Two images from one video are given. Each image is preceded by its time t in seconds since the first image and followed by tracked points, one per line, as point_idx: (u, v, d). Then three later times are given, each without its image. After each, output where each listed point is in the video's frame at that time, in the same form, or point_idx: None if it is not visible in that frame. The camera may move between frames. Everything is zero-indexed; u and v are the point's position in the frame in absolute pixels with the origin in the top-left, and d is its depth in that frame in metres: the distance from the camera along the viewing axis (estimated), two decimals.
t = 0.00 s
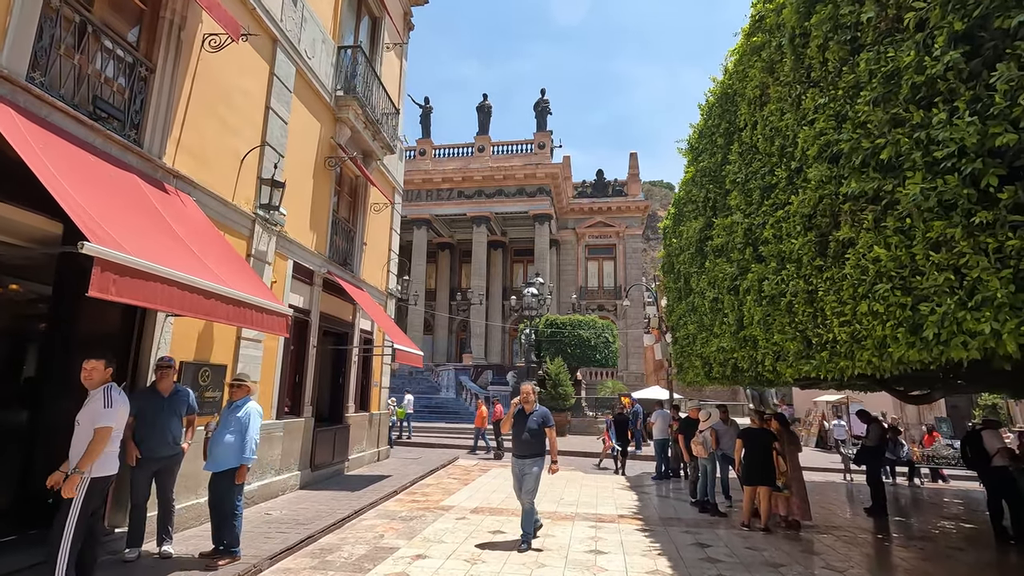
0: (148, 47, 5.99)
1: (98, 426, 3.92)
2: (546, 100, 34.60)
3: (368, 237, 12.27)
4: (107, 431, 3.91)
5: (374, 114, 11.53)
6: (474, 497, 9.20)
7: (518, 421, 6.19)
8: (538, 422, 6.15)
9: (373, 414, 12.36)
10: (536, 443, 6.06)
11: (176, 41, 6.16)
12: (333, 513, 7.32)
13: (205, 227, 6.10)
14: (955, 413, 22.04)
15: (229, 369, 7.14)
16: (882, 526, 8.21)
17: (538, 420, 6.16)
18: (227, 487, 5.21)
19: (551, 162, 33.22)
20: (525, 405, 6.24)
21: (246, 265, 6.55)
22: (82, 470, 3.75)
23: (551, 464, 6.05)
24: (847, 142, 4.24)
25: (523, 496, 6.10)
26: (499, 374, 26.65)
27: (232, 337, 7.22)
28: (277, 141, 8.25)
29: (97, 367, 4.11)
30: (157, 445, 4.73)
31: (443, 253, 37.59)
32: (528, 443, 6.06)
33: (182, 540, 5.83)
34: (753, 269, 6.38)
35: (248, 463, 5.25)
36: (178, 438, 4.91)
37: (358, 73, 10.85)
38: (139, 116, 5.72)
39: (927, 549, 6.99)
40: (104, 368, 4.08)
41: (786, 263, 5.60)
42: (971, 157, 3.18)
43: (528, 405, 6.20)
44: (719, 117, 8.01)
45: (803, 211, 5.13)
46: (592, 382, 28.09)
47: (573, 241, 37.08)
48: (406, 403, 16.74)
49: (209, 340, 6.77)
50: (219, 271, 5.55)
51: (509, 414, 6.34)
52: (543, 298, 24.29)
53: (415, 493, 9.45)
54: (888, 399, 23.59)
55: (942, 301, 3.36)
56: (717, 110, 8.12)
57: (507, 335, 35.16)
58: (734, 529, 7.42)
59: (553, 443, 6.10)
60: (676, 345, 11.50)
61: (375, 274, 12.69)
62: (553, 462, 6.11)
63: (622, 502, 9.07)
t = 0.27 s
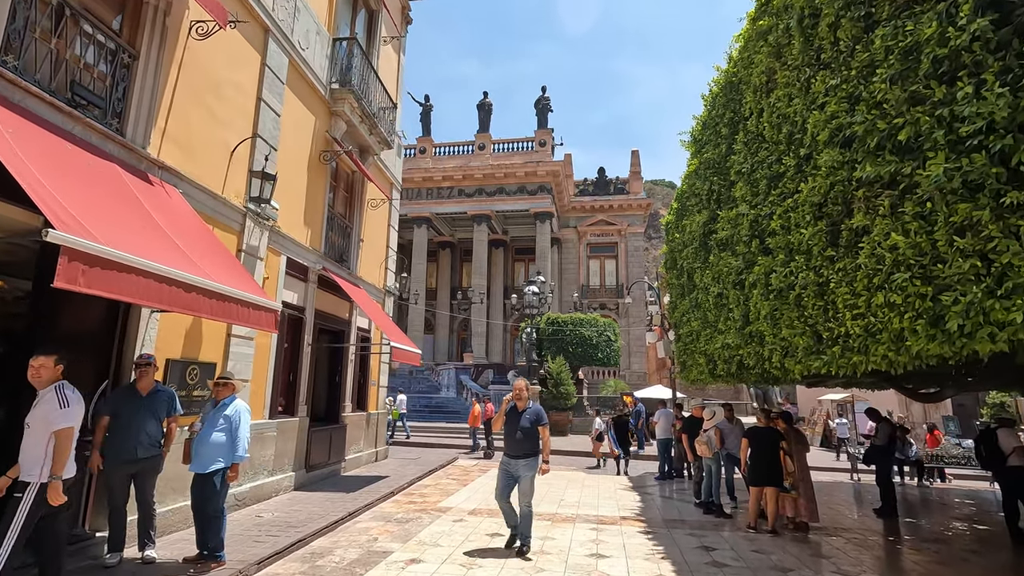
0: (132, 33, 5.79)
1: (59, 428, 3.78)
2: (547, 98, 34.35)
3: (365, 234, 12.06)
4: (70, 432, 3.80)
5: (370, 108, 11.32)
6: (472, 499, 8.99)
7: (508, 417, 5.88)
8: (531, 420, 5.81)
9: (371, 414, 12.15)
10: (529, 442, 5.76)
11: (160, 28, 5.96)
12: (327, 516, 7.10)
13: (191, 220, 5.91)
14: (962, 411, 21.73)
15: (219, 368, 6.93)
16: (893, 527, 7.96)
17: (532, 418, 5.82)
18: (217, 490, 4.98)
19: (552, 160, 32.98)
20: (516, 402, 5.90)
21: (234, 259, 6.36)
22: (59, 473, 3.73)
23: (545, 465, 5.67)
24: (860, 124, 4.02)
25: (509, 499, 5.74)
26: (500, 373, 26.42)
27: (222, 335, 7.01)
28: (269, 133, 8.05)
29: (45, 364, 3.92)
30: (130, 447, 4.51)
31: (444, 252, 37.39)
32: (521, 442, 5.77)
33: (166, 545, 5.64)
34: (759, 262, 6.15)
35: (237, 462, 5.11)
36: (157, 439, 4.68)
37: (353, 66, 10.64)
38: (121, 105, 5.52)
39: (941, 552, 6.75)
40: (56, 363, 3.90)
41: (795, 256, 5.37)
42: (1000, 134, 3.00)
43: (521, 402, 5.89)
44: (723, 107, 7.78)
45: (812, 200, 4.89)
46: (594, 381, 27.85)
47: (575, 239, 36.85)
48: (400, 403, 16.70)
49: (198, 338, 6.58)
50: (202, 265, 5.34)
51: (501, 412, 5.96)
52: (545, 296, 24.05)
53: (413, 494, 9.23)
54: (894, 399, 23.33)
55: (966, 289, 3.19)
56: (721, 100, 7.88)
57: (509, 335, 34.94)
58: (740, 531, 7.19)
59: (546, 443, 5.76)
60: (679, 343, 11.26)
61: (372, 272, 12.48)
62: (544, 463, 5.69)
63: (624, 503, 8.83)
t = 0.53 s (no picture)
0: (109, 18, 5.55)
1: None
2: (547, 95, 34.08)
3: (360, 230, 11.82)
4: None
5: (364, 102, 11.08)
6: (468, 501, 8.77)
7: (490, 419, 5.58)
8: (514, 421, 5.48)
9: (366, 414, 11.94)
10: (513, 445, 5.45)
11: (139, 12, 5.72)
12: (316, 520, 6.87)
13: (173, 213, 5.68)
14: (965, 410, 21.51)
15: (204, 367, 6.71)
16: (900, 531, 7.73)
17: (514, 419, 5.48)
18: (196, 496, 4.70)
19: (552, 158, 32.71)
20: (496, 404, 5.61)
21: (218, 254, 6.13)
22: None
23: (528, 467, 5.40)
24: (873, 106, 3.79)
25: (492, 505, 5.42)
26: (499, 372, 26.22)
27: (207, 332, 6.78)
28: (258, 125, 7.82)
29: None
30: (93, 448, 4.27)
31: (443, 250, 37.18)
32: (504, 445, 5.45)
33: (146, 551, 5.42)
34: (763, 255, 5.91)
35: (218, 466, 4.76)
36: (127, 443, 4.42)
37: (347, 58, 10.40)
38: (98, 92, 5.29)
39: (951, 556, 6.52)
40: None
41: (801, 249, 5.15)
42: None
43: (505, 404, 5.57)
44: (725, 97, 7.54)
45: (820, 189, 4.66)
46: (594, 380, 27.63)
47: (575, 237, 36.63)
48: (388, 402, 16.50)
49: (182, 336, 6.35)
50: (180, 259, 5.10)
51: (482, 413, 5.70)
52: (544, 295, 23.81)
53: (407, 496, 9.01)
54: (897, 398, 23.09)
55: (991, 280, 2.99)
56: (723, 90, 7.64)
57: (508, 333, 34.73)
58: (743, 534, 6.95)
59: (532, 444, 5.45)
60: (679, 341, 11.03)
61: (367, 269, 12.24)
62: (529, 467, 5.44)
63: (624, 506, 8.61)
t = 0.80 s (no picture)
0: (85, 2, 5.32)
1: None
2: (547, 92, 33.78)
3: (355, 227, 11.58)
4: None
5: (359, 96, 10.84)
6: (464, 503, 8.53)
7: (466, 418, 5.30)
8: (492, 420, 5.17)
9: (361, 414, 11.70)
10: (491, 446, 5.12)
11: None
12: (305, 525, 6.63)
13: (152, 205, 5.45)
14: (969, 410, 21.24)
15: (189, 366, 6.47)
16: (909, 535, 7.48)
17: (492, 419, 5.18)
18: (174, 503, 4.40)
19: (551, 155, 32.43)
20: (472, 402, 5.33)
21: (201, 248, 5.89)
22: None
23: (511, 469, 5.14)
24: (891, 86, 3.55)
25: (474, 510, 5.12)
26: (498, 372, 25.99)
27: (192, 331, 6.54)
28: (247, 117, 7.58)
29: None
30: (62, 451, 4.00)
31: (442, 249, 36.93)
32: (482, 447, 5.13)
33: (125, 558, 5.19)
34: (769, 249, 5.67)
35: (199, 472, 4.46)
36: (99, 446, 4.16)
37: (340, 50, 10.16)
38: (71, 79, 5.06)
39: (964, 562, 6.28)
40: None
41: (809, 242, 4.91)
42: None
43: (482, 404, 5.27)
44: (729, 87, 7.29)
45: (832, 178, 4.41)
46: (594, 380, 27.38)
47: (575, 236, 36.37)
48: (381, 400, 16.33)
49: (165, 334, 6.12)
50: (157, 253, 4.86)
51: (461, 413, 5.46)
52: (544, 293, 23.55)
53: (401, 499, 8.77)
54: (900, 398, 22.82)
55: None
56: (726, 80, 7.40)
57: (508, 333, 34.49)
58: (748, 540, 6.72)
59: (513, 444, 5.10)
60: (681, 340, 10.78)
61: (362, 266, 12.00)
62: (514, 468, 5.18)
63: (624, 509, 8.38)
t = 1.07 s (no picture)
0: None
1: None
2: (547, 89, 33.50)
3: (350, 221, 11.34)
4: None
5: (354, 87, 10.60)
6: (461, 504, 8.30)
7: (449, 416, 5.10)
8: (471, 418, 4.94)
9: (357, 413, 11.47)
10: (471, 444, 4.88)
11: None
12: (295, 527, 6.39)
13: (134, 192, 5.21)
14: (973, 409, 21.00)
15: (175, 362, 6.23)
16: (919, 536, 7.25)
17: (473, 416, 4.95)
18: (152, 507, 4.14)
19: (551, 153, 32.17)
20: (455, 399, 5.13)
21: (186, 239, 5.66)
22: None
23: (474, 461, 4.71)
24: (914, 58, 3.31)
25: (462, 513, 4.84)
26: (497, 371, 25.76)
27: (178, 326, 6.31)
28: (237, 106, 7.35)
29: None
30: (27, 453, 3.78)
31: (441, 247, 36.69)
32: (461, 446, 4.90)
33: (103, 562, 4.95)
34: (778, 239, 5.43)
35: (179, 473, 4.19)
36: (69, 447, 3.91)
37: (334, 40, 9.92)
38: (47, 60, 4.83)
39: (980, 565, 6.04)
40: None
41: (822, 230, 4.68)
42: None
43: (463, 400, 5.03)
44: (734, 74, 7.05)
45: (847, 161, 4.18)
46: (595, 379, 27.14)
47: (575, 234, 36.12)
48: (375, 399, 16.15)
49: (149, 329, 5.88)
50: (135, 241, 4.59)
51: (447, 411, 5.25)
52: (544, 291, 23.30)
53: (397, 499, 8.54)
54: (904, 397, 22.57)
55: None
56: (732, 66, 7.15)
57: (507, 331, 34.26)
58: (755, 542, 6.48)
59: (490, 441, 4.80)
60: (684, 337, 10.54)
61: (358, 261, 11.76)
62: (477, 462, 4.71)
63: (626, 509, 8.15)
